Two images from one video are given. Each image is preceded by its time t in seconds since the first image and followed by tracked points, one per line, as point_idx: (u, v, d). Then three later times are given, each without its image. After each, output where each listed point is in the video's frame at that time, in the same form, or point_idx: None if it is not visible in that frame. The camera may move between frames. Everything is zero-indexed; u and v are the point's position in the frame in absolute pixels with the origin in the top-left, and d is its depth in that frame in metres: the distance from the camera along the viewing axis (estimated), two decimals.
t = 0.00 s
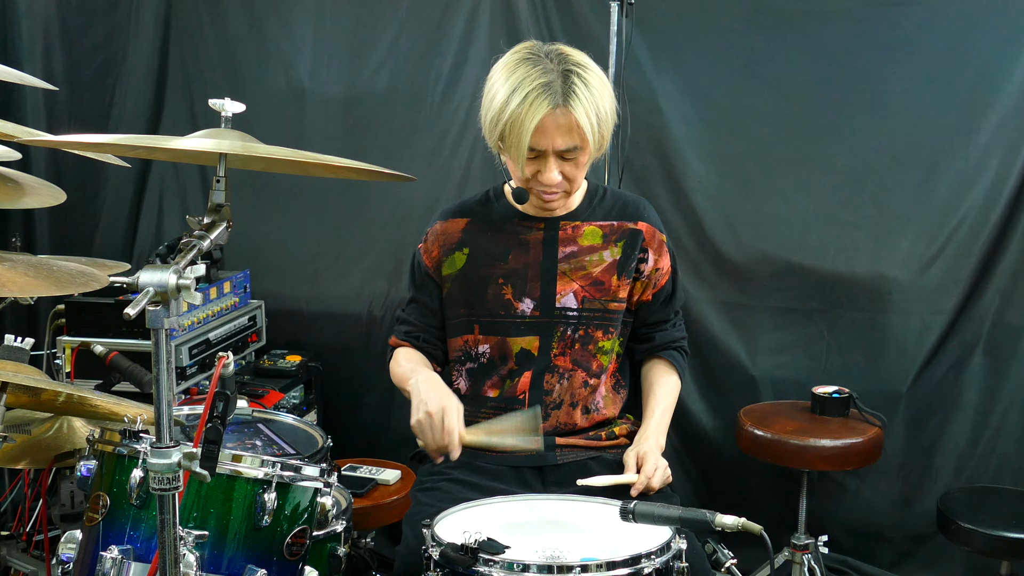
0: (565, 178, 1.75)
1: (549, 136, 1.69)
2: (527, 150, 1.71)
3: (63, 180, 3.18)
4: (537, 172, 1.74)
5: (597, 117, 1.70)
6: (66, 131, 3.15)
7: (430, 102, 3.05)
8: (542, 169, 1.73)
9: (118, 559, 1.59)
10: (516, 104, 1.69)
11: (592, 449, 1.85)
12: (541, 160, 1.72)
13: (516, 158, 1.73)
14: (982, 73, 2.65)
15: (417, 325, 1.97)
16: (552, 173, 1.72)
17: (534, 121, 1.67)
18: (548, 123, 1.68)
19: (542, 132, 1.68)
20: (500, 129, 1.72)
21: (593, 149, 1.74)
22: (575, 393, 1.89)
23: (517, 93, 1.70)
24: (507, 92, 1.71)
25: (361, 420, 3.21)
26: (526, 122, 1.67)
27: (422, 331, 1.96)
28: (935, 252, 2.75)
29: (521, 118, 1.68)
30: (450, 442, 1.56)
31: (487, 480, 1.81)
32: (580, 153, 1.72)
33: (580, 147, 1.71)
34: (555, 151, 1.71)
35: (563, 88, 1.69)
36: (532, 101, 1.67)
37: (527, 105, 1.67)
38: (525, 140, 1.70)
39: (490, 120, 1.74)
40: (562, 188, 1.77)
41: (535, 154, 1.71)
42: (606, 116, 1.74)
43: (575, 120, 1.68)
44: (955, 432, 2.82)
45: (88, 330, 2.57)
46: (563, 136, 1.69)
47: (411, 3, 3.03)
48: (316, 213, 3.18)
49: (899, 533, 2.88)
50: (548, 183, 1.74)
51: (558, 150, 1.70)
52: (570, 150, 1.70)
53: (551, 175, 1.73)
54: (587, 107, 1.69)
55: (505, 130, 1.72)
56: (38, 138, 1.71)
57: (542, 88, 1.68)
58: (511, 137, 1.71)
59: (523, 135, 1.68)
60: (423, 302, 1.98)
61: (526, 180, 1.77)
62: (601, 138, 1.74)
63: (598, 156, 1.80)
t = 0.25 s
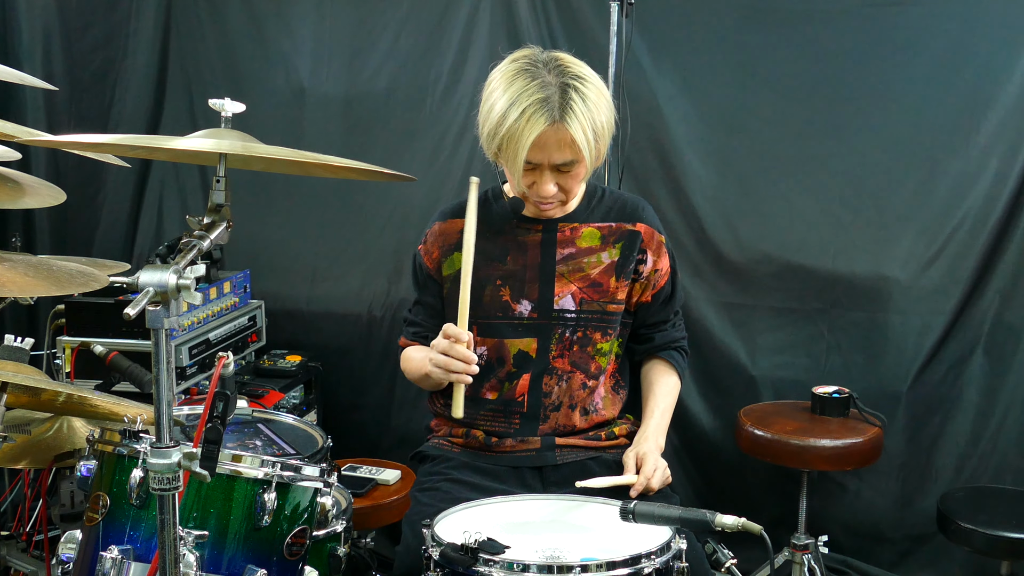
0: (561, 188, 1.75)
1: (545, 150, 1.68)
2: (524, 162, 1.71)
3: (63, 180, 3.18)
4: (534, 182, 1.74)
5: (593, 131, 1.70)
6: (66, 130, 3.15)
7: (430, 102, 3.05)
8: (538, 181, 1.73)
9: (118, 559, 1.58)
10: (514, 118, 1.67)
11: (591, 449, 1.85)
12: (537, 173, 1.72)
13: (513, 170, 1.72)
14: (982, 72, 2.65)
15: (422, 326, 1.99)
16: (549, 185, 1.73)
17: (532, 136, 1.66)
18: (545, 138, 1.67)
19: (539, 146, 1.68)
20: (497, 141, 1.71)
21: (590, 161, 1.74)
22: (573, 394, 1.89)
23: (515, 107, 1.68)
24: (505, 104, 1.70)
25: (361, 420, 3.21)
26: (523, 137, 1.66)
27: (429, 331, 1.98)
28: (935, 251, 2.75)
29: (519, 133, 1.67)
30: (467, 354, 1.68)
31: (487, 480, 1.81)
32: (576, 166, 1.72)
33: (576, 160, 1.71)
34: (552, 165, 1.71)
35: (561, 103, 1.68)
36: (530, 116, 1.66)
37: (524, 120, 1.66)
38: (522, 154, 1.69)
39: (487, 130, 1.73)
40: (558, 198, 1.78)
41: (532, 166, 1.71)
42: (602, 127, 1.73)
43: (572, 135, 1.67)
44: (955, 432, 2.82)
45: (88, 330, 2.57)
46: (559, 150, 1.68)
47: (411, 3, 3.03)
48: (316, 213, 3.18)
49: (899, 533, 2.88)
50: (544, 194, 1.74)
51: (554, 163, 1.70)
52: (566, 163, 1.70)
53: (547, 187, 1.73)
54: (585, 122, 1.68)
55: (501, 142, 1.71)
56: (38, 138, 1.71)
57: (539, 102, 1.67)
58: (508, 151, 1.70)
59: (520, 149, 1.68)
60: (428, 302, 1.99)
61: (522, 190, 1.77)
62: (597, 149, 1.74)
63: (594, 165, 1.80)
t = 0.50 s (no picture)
0: (562, 191, 1.75)
1: (547, 154, 1.68)
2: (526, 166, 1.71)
3: (64, 180, 3.18)
4: (535, 186, 1.74)
5: (595, 135, 1.70)
6: (66, 130, 3.15)
7: (430, 102, 3.05)
8: (540, 184, 1.73)
9: (118, 559, 1.58)
10: (515, 122, 1.67)
11: (592, 449, 1.85)
12: (539, 176, 1.72)
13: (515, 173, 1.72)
14: (982, 72, 2.65)
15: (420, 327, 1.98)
16: (550, 189, 1.73)
17: (534, 140, 1.65)
18: (547, 141, 1.67)
19: (541, 150, 1.68)
20: (499, 145, 1.71)
21: (592, 164, 1.74)
22: (574, 395, 1.90)
23: (517, 110, 1.68)
24: (507, 108, 1.69)
25: (361, 420, 3.21)
26: (525, 141, 1.66)
27: (424, 333, 1.98)
28: (935, 251, 2.75)
29: (521, 137, 1.67)
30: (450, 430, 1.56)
31: (486, 480, 1.81)
32: (578, 169, 1.72)
33: (578, 164, 1.71)
34: (554, 168, 1.71)
35: (562, 106, 1.68)
36: (532, 120, 1.66)
37: (526, 123, 1.66)
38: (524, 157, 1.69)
39: (489, 133, 1.73)
40: (559, 201, 1.78)
41: (534, 169, 1.71)
42: (604, 130, 1.73)
43: (574, 139, 1.67)
44: (954, 432, 2.82)
45: (88, 330, 2.57)
46: (562, 154, 1.68)
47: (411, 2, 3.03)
48: (316, 213, 3.18)
49: (899, 533, 2.88)
50: (546, 197, 1.74)
51: (556, 167, 1.70)
52: (568, 166, 1.70)
53: (549, 190, 1.73)
54: (586, 126, 1.68)
55: (503, 145, 1.71)
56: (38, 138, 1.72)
57: (541, 106, 1.66)
58: (510, 154, 1.70)
59: (522, 153, 1.67)
60: (424, 304, 1.98)
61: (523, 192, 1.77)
62: (599, 152, 1.74)
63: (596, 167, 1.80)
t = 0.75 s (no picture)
0: (564, 193, 1.76)
1: (550, 156, 1.68)
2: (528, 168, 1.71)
3: (63, 180, 3.18)
4: (537, 187, 1.74)
5: (597, 138, 1.70)
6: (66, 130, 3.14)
7: (430, 102, 3.05)
8: (542, 186, 1.73)
9: (118, 559, 1.58)
10: (518, 125, 1.67)
11: (592, 449, 1.85)
12: (541, 178, 1.72)
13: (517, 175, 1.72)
14: (982, 72, 2.65)
15: (416, 328, 1.98)
16: (552, 191, 1.73)
17: (537, 144, 1.65)
18: (550, 144, 1.67)
19: (544, 152, 1.68)
20: (501, 147, 1.71)
21: (594, 167, 1.74)
22: (574, 396, 1.90)
23: (519, 113, 1.68)
24: (510, 110, 1.69)
25: (362, 420, 3.21)
26: (528, 144, 1.66)
27: (422, 334, 1.98)
28: (935, 251, 2.75)
29: (524, 139, 1.66)
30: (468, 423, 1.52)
31: (486, 480, 1.81)
32: (580, 172, 1.72)
33: (580, 166, 1.71)
34: (556, 171, 1.71)
35: (566, 109, 1.67)
36: (535, 123, 1.66)
37: (529, 126, 1.66)
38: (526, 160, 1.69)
39: (491, 135, 1.73)
40: (560, 203, 1.79)
41: (536, 171, 1.71)
42: (607, 133, 1.73)
43: (577, 142, 1.67)
44: (954, 432, 2.82)
45: (88, 330, 2.57)
46: (564, 157, 1.69)
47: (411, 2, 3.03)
48: (316, 213, 3.18)
49: (899, 533, 2.88)
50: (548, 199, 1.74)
51: (558, 169, 1.70)
52: (570, 169, 1.70)
53: (551, 193, 1.73)
54: (590, 129, 1.68)
55: (505, 148, 1.71)
56: (38, 138, 1.71)
57: (544, 109, 1.66)
58: (512, 157, 1.70)
59: (525, 156, 1.67)
60: (422, 304, 1.98)
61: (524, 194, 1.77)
62: (602, 155, 1.74)
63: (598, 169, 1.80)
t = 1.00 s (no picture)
0: (565, 198, 1.76)
1: (551, 163, 1.68)
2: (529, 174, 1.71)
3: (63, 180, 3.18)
4: (538, 192, 1.74)
5: (598, 143, 1.70)
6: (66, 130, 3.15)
7: (430, 102, 3.05)
8: (543, 191, 1.74)
9: (118, 559, 1.59)
10: (520, 132, 1.67)
11: (591, 449, 1.85)
12: (542, 183, 1.72)
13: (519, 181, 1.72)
14: (982, 73, 2.65)
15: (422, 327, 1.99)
16: (553, 196, 1.73)
17: (538, 150, 1.65)
18: (551, 151, 1.67)
19: (545, 159, 1.68)
20: (502, 153, 1.71)
21: (595, 171, 1.74)
22: (573, 396, 1.90)
23: (521, 120, 1.67)
24: (510, 116, 1.69)
25: (362, 420, 3.21)
26: (530, 151, 1.66)
27: (426, 333, 1.99)
28: (935, 252, 2.75)
29: (525, 146, 1.66)
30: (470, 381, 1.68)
31: (486, 480, 1.81)
32: (581, 177, 1.72)
33: (581, 172, 1.71)
34: (557, 176, 1.71)
35: (566, 115, 1.67)
36: (537, 129, 1.65)
37: (531, 133, 1.66)
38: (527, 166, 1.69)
39: (491, 141, 1.72)
40: (561, 207, 1.79)
41: (537, 177, 1.71)
42: (608, 138, 1.73)
43: (579, 148, 1.67)
44: (955, 432, 2.82)
45: (88, 330, 2.57)
46: (565, 162, 1.69)
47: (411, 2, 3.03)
48: (316, 213, 3.18)
49: (899, 533, 2.88)
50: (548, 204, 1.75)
51: (560, 175, 1.70)
52: (571, 174, 1.71)
53: (551, 198, 1.74)
54: (591, 134, 1.68)
55: (506, 154, 1.71)
56: (38, 138, 1.71)
57: (545, 116, 1.66)
58: (513, 163, 1.70)
59: (526, 163, 1.67)
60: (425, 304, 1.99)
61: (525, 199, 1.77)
62: (602, 159, 1.74)
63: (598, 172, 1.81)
